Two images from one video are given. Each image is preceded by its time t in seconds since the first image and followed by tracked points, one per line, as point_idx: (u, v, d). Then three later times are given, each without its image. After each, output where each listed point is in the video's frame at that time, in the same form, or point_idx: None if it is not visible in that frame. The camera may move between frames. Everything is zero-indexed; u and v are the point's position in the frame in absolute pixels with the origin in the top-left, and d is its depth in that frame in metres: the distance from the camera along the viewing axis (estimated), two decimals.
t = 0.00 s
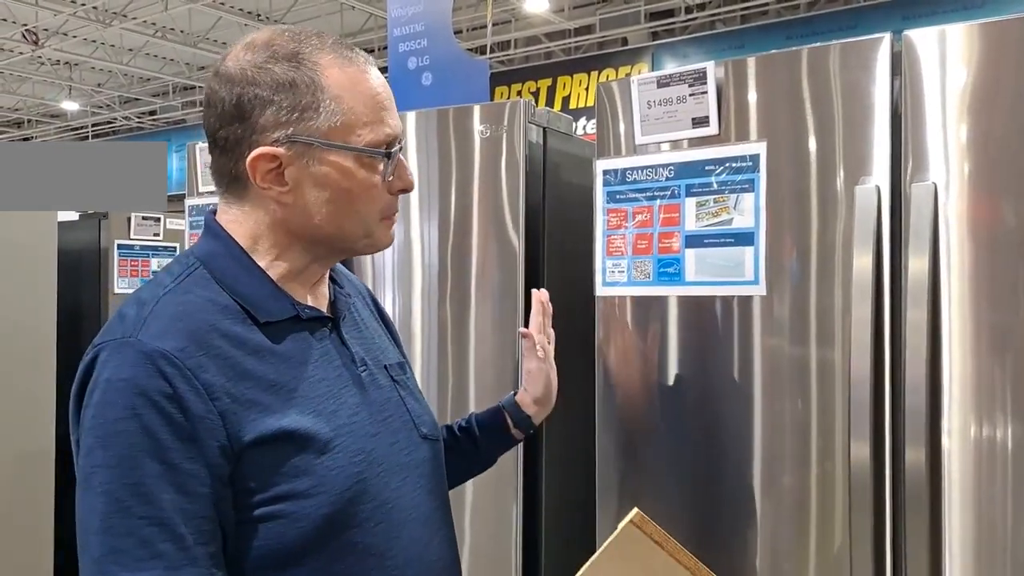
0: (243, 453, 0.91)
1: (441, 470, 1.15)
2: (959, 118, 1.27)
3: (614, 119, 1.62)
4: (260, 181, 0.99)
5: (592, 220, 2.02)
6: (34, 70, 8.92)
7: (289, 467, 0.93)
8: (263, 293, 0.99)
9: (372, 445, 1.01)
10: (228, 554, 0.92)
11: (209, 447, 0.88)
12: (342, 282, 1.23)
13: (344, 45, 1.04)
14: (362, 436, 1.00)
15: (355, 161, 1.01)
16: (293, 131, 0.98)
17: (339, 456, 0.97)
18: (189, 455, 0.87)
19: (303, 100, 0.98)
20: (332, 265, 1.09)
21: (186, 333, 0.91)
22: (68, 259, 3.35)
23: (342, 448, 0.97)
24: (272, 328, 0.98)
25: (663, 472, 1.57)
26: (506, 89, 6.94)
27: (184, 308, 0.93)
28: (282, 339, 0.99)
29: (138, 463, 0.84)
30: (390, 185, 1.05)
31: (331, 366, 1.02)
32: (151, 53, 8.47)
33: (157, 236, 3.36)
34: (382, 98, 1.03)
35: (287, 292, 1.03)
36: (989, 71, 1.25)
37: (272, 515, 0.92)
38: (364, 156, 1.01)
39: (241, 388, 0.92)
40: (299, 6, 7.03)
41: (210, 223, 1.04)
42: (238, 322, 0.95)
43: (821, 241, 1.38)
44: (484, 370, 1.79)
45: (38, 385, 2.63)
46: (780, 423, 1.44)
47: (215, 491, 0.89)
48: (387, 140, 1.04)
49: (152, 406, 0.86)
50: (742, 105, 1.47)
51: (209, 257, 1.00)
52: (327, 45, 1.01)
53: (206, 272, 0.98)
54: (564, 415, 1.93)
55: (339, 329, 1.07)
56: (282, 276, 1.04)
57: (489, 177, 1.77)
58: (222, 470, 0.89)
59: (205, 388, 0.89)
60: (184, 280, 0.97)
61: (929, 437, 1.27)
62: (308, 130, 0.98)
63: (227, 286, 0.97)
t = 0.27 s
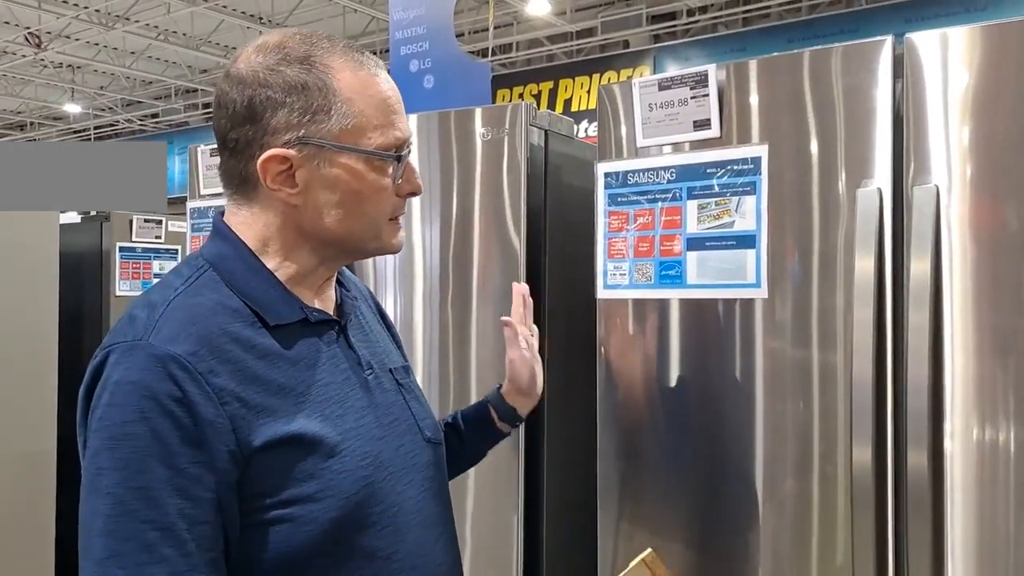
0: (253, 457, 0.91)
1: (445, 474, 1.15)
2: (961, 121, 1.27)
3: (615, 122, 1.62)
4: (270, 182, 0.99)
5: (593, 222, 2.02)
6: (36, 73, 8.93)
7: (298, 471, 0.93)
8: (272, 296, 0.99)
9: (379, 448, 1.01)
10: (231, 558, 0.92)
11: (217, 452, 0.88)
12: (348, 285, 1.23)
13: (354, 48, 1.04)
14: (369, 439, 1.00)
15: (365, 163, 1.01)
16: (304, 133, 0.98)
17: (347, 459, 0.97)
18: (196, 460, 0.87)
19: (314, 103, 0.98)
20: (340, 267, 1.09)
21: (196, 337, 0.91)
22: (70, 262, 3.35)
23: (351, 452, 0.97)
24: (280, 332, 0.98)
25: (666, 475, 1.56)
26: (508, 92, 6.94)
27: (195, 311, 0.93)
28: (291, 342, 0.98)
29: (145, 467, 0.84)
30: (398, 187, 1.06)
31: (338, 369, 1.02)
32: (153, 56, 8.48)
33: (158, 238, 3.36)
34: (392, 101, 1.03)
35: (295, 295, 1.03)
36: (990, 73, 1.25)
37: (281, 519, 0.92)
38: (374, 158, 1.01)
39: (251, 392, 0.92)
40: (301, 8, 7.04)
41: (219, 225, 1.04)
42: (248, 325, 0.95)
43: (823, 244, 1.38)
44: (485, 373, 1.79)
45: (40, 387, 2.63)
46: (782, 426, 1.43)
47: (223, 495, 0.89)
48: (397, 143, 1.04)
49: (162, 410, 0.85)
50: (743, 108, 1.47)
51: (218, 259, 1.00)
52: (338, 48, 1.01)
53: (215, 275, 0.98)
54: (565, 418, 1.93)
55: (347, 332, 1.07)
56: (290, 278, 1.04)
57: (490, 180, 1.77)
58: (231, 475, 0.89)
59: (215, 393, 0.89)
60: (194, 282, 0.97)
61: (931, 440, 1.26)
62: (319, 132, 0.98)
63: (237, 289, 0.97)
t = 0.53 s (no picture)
0: (251, 458, 0.91)
1: (449, 477, 1.15)
2: (962, 125, 1.27)
3: (616, 126, 1.62)
4: (256, 183, 1.01)
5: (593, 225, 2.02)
6: (39, 76, 8.95)
7: (298, 471, 0.93)
8: (278, 298, 0.99)
9: (381, 449, 1.00)
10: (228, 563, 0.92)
11: (213, 452, 0.88)
12: (354, 289, 1.23)
13: (354, 52, 1.03)
14: (371, 441, 1.00)
15: (349, 166, 0.99)
16: (286, 135, 0.98)
17: (348, 458, 0.96)
18: (190, 459, 0.86)
19: (297, 106, 0.98)
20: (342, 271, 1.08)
21: (198, 337, 0.91)
22: (72, 265, 3.36)
23: (353, 453, 0.97)
24: (285, 333, 0.98)
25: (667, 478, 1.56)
26: (510, 95, 6.94)
27: (200, 311, 0.93)
28: (295, 344, 0.98)
29: (135, 465, 0.83)
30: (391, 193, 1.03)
31: (342, 374, 1.02)
32: (155, 60, 8.50)
33: (160, 242, 3.37)
34: (385, 103, 1.01)
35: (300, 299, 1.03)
36: (991, 76, 1.25)
37: (279, 517, 0.92)
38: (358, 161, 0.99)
39: (251, 394, 0.92)
40: (303, 12, 7.06)
41: (229, 227, 1.04)
42: (251, 326, 0.95)
43: (824, 247, 1.38)
44: (486, 376, 1.79)
45: (41, 390, 2.63)
46: (783, 429, 1.43)
47: (211, 497, 0.88)
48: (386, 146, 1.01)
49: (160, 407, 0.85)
50: (744, 111, 1.47)
51: (226, 260, 1.00)
52: (331, 52, 1.01)
53: (223, 276, 0.98)
54: (566, 421, 1.93)
55: (351, 335, 1.07)
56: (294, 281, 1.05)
57: (491, 183, 1.77)
58: (225, 476, 0.88)
59: (214, 393, 0.89)
60: (200, 283, 0.97)
61: (932, 443, 1.26)
62: (299, 134, 0.98)
63: (242, 290, 0.97)
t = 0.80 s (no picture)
0: (219, 432, 0.92)
1: (451, 486, 1.13)
2: (961, 127, 1.26)
3: (615, 128, 1.62)
4: (257, 171, 1.07)
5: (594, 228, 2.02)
6: (40, 79, 8.96)
7: (264, 455, 0.93)
8: (282, 290, 1.01)
9: (370, 455, 0.99)
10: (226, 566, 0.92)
11: (185, 424, 0.90)
12: (382, 289, 1.24)
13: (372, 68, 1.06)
14: (354, 436, 0.98)
15: (319, 155, 1.00)
16: (278, 125, 1.03)
17: (324, 450, 0.95)
18: (163, 427, 0.89)
19: (291, 102, 1.03)
20: (330, 273, 1.06)
21: (190, 314, 0.95)
22: (73, 268, 3.36)
23: (319, 442, 0.95)
24: (282, 321, 1.00)
25: (666, 481, 1.56)
26: (511, 98, 6.94)
27: (197, 292, 0.97)
28: (288, 331, 1.00)
29: (112, 426, 0.87)
30: (359, 190, 1.01)
31: (335, 375, 1.01)
32: (156, 63, 8.51)
33: (161, 245, 3.37)
34: (369, 104, 1.01)
35: (305, 294, 1.05)
36: (991, 79, 1.25)
37: (240, 498, 0.93)
38: (328, 151, 1.00)
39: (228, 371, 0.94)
40: (304, 14, 7.06)
41: (255, 227, 1.09)
42: (249, 312, 0.98)
43: (823, 249, 1.38)
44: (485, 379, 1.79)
45: (41, 393, 2.63)
46: (783, 431, 1.43)
47: (181, 469, 0.90)
48: (360, 143, 1.00)
49: (135, 373, 0.88)
50: (744, 114, 1.47)
51: (241, 253, 1.05)
52: (341, 60, 1.05)
53: (234, 266, 1.03)
54: (566, 424, 1.93)
55: (353, 336, 1.07)
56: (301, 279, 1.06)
57: (490, 185, 1.77)
58: (191, 448, 0.90)
59: (192, 364, 0.92)
60: (214, 271, 1.02)
61: (931, 446, 1.26)
62: (285, 124, 1.02)
63: (250, 281, 1.01)
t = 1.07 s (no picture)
0: (207, 408, 0.97)
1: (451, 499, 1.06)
2: (961, 129, 1.27)
3: (615, 130, 1.62)
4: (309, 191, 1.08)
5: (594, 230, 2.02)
6: (41, 82, 8.96)
7: (240, 432, 0.97)
8: (304, 289, 1.04)
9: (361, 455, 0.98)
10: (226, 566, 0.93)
11: (179, 396, 0.97)
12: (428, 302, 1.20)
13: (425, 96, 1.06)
14: (339, 432, 0.98)
15: (367, 187, 1.00)
16: (330, 152, 1.04)
17: (300, 440, 0.97)
18: (163, 398, 0.97)
19: (343, 129, 1.04)
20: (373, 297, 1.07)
21: (205, 300, 1.02)
22: (74, 271, 3.36)
23: (292, 426, 0.97)
24: (295, 316, 1.02)
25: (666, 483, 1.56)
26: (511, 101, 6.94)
27: (219, 282, 1.05)
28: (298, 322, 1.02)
29: (126, 395, 0.98)
30: (404, 224, 1.01)
31: (333, 376, 1.01)
32: (157, 66, 8.52)
33: (162, 248, 3.37)
34: (418, 138, 1.00)
35: (329, 296, 1.06)
36: (990, 80, 1.25)
37: (215, 471, 0.97)
38: (376, 184, 1.00)
39: (225, 351, 0.99)
40: (305, 17, 7.07)
41: (302, 240, 1.12)
42: (266, 307, 1.03)
43: (821, 251, 1.38)
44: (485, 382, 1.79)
45: (41, 396, 2.64)
46: (783, 433, 1.43)
47: (175, 439, 0.97)
48: (408, 177, 1.00)
49: (148, 348, 0.98)
50: (743, 117, 1.47)
51: (276, 258, 1.09)
52: (395, 89, 1.04)
53: (265, 266, 1.08)
54: (566, 426, 1.93)
55: (366, 339, 1.04)
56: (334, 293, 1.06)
57: (491, 188, 1.78)
58: (181, 419, 0.97)
59: (192, 342, 0.99)
60: (251, 268, 1.08)
61: (931, 448, 1.26)
62: (337, 152, 1.03)
63: (277, 282, 1.05)
